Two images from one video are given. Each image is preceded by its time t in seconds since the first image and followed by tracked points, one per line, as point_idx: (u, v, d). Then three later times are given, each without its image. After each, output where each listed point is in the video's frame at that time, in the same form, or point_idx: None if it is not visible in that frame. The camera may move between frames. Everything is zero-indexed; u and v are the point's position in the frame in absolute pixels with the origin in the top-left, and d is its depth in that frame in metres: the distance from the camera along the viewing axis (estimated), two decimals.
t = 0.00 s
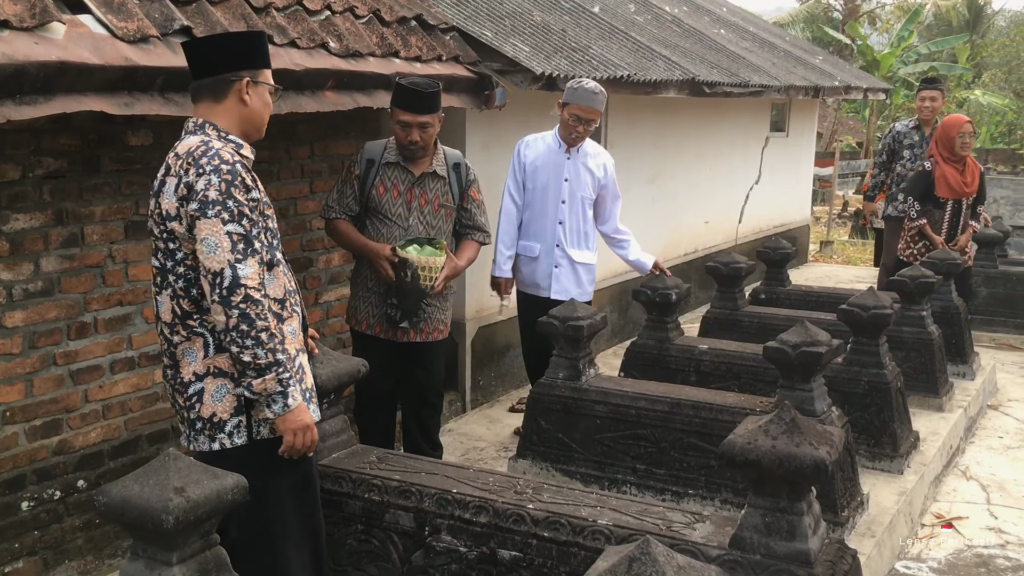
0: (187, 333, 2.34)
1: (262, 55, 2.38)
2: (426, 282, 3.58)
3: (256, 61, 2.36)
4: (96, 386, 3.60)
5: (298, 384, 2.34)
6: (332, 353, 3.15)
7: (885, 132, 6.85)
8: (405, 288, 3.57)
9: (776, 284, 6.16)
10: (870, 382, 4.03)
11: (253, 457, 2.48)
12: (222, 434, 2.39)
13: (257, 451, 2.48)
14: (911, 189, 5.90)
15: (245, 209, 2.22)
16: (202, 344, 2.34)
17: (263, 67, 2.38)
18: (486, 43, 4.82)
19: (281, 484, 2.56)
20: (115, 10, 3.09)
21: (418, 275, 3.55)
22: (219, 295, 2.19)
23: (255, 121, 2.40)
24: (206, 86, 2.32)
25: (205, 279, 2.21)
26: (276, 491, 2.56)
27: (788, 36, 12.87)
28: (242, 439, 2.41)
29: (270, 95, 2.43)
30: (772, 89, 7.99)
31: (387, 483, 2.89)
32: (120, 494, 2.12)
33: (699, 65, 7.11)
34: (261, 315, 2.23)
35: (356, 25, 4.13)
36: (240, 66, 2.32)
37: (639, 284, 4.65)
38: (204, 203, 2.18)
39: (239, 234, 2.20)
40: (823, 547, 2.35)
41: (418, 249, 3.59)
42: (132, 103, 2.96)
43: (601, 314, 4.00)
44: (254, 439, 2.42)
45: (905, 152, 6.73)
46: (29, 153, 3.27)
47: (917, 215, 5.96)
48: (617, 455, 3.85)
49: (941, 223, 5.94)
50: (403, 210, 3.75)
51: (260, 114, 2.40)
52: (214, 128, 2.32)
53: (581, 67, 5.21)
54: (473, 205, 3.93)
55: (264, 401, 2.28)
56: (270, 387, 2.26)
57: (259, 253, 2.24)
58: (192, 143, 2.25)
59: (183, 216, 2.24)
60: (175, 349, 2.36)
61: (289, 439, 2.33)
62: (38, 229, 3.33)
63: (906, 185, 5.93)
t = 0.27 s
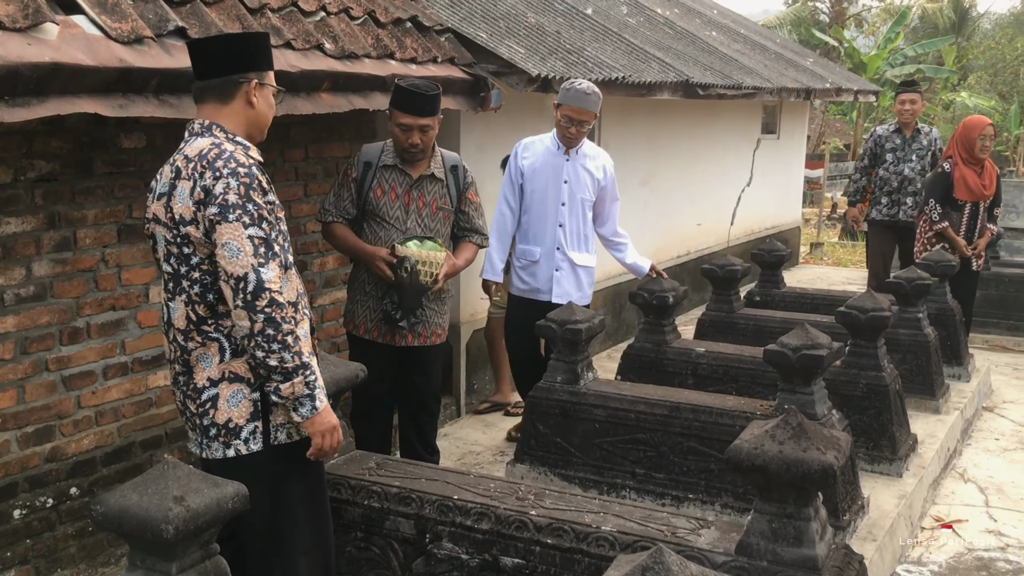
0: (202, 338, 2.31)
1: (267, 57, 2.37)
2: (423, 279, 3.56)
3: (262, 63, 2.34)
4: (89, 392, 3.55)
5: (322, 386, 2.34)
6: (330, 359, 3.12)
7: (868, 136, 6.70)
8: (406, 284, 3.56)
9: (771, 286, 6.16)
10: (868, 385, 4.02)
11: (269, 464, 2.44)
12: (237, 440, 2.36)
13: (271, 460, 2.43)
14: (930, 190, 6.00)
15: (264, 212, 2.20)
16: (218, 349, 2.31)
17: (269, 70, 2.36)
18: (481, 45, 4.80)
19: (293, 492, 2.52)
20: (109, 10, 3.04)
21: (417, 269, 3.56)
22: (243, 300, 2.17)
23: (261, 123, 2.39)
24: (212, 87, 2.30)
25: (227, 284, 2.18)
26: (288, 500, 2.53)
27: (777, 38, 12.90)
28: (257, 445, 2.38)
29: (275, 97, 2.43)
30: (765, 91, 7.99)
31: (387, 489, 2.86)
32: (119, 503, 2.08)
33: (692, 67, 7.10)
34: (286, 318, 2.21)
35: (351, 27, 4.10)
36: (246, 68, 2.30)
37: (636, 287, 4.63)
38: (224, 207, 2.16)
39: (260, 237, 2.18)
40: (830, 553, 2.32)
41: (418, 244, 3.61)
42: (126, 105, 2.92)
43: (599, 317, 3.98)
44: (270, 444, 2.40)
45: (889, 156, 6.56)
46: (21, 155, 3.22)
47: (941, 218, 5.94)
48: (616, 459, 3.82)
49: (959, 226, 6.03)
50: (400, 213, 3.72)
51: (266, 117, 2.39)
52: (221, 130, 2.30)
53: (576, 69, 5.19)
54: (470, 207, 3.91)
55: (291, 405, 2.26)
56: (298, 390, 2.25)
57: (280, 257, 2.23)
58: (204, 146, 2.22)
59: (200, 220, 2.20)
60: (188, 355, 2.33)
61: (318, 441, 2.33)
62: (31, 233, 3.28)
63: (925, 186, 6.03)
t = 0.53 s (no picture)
0: (208, 342, 2.28)
1: (280, 63, 2.38)
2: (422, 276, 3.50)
3: (274, 69, 2.35)
4: (85, 399, 3.50)
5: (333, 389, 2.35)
6: (331, 366, 3.09)
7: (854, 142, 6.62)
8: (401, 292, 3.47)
9: (768, 289, 6.15)
10: (870, 389, 4.00)
11: (274, 471, 2.41)
12: (243, 446, 2.34)
13: (275, 468, 2.41)
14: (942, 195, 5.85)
15: (279, 213, 2.22)
16: (223, 353, 2.28)
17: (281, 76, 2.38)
18: (478, 48, 4.77)
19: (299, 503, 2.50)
20: (107, 13, 3.00)
21: (412, 272, 3.50)
22: (259, 302, 2.16)
23: (271, 128, 2.40)
24: (224, 91, 2.31)
25: (242, 286, 2.17)
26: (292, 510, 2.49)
27: (769, 41, 12.92)
28: (263, 451, 2.36)
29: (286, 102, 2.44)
30: (759, 93, 7.99)
31: (391, 497, 2.83)
32: (122, 515, 2.04)
33: (688, 70, 7.09)
34: (302, 321, 2.22)
35: (349, 29, 4.06)
36: (260, 74, 2.31)
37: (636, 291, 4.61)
38: (241, 208, 2.15)
39: (277, 239, 2.19)
40: (841, 561, 2.30)
41: (418, 244, 3.56)
42: (124, 108, 2.87)
43: (600, 322, 3.96)
44: (275, 451, 2.38)
45: (879, 163, 6.51)
46: (16, 160, 3.17)
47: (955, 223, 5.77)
48: (618, 465, 3.79)
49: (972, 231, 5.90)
50: (401, 217, 3.69)
51: (277, 122, 2.40)
52: (233, 133, 2.30)
53: (574, 72, 5.17)
54: (471, 211, 3.89)
55: (306, 407, 2.27)
56: (314, 392, 2.26)
57: (295, 260, 2.23)
58: (218, 148, 2.22)
59: (214, 221, 2.19)
60: (193, 359, 2.30)
61: (331, 443, 2.33)
62: (26, 238, 3.23)
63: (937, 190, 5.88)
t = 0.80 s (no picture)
0: (212, 336, 2.23)
1: (297, 71, 2.41)
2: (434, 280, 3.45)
3: (290, 74, 2.38)
4: (86, 402, 3.45)
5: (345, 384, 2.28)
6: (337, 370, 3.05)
7: (858, 143, 6.63)
8: (417, 299, 3.41)
9: (769, 290, 6.13)
10: (876, 391, 3.98)
11: (275, 471, 2.34)
12: (243, 444, 2.27)
13: (277, 469, 2.34)
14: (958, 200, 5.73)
15: (291, 205, 2.16)
16: (224, 348, 2.23)
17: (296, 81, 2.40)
18: (480, 47, 4.73)
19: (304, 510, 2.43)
20: (109, 10, 2.96)
21: (425, 277, 3.44)
22: (271, 293, 2.09)
23: (281, 131, 2.40)
24: (239, 89, 2.31)
25: (252, 278, 2.11)
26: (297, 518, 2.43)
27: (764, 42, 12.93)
28: (264, 450, 2.30)
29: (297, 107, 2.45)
30: (758, 94, 7.98)
31: (400, 502, 2.79)
32: (132, 523, 2.00)
33: (687, 70, 7.08)
34: (314, 313, 2.16)
35: (352, 28, 4.02)
36: (276, 74, 2.33)
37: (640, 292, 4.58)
38: (253, 199, 2.10)
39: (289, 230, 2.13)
40: (861, 566, 2.27)
41: (429, 247, 3.49)
42: (128, 107, 2.82)
43: (606, 324, 3.93)
44: (277, 451, 2.31)
45: (883, 165, 6.50)
46: (16, 160, 3.12)
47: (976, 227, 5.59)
48: (625, 468, 3.76)
49: (993, 233, 5.77)
50: (406, 219, 3.65)
51: (288, 126, 2.41)
52: (245, 132, 2.29)
53: (576, 72, 5.14)
54: (476, 212, 3.85)
55: (319, 401, 2.19)
56: (327, 385, 2.18)
57: (306, 252, 2.18)
58: (229, 142, 2.19)
59: (223, 212, 2.14)
60: (195, 353, 2.25)
61: (344, 437, 2.25)
62: (26, 239, 3.18)
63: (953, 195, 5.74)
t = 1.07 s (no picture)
0: (222, 333, 2.18)
1: (328, 84, 2.38)
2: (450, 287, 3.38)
3: (320, 82, 2.35)
4: (95, 405, 3.40)
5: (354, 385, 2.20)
6: (354, 373, 3.01)
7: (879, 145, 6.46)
8: (439, 303, 3.36)
9: (775, 290, 6.11)
10: (890, 393, 3.96)
11: (284, 472, 2.27)
12: (250, 444, 2.20)
13: (285, 471, 2.27)
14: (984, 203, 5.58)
15: (302, 202, 2.10)
16: (233, 347, 2.17)
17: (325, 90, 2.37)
18: (489, 46, 4.70)
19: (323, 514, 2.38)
20: (123, 7, 2.91)
21: (443, 281, 3.37)
22: (276, 289, 2.03)
23: (304, 137, 2.33)
24: (264, 90, 2.29)
25: (257, 273, 2.05)
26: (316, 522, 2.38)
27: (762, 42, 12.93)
28: (271, 450, 2.22)
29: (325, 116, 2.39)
30: (760, 93, 7.97)
31: (421, 507, 2.76)
32: (159, 531, 1.97)
33: (691, 69, 7.06)
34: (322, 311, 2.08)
35: (363, 26, 3.98)
36: (304, 78, 2.30)
37: (650, 293, 4.54)
38: (262, 193, 2.05)
39: (297, 226, 2.07)
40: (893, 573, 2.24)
41: (441, 251, 3.40)
42: (143, 106, 2.77)
43: (618, 325, 3.90)
44: (283, 452, 2.23)
45: (903, 167, 6.42)
46: (26, 159, 3.06)
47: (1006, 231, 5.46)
48: (640, 471, 3.73)
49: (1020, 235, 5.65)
50: (418, 218, 3.60)
51: (312, 132, 2.35)
52: (266, 133, 2.25)
53: (584, 71, 5.11)
54: (488, 212, 3.80)
55: (324, 400, 2.12)
56: (332, 384, 2.11)
57: (315, 249, 2.11)
58: (247, 139, 2.16)
59: (234, 207, 2.10)
60: (206, 351, 2.21)
61: (352, 438, 2.17)
62: (36, 240, 3.13)
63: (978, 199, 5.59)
